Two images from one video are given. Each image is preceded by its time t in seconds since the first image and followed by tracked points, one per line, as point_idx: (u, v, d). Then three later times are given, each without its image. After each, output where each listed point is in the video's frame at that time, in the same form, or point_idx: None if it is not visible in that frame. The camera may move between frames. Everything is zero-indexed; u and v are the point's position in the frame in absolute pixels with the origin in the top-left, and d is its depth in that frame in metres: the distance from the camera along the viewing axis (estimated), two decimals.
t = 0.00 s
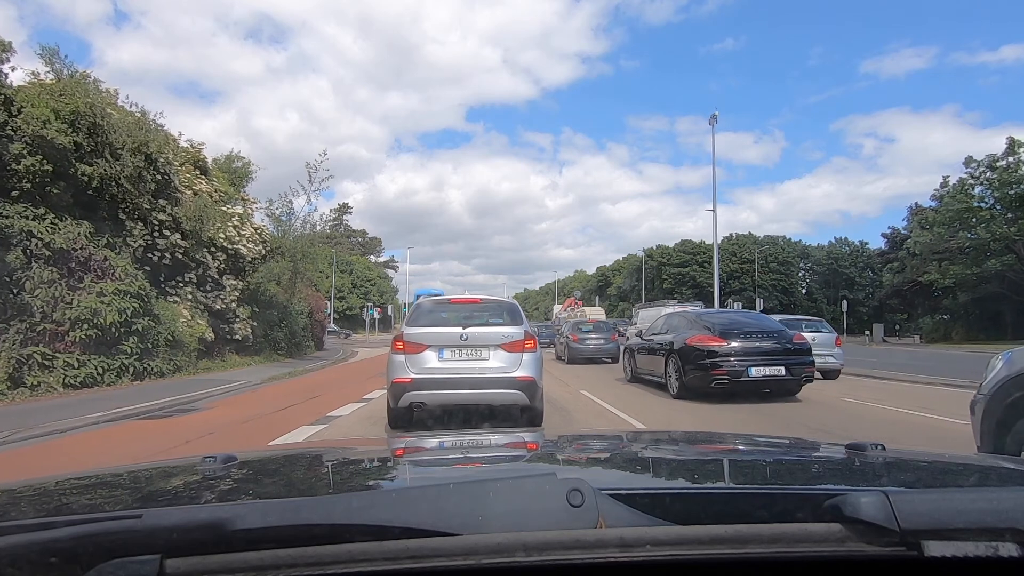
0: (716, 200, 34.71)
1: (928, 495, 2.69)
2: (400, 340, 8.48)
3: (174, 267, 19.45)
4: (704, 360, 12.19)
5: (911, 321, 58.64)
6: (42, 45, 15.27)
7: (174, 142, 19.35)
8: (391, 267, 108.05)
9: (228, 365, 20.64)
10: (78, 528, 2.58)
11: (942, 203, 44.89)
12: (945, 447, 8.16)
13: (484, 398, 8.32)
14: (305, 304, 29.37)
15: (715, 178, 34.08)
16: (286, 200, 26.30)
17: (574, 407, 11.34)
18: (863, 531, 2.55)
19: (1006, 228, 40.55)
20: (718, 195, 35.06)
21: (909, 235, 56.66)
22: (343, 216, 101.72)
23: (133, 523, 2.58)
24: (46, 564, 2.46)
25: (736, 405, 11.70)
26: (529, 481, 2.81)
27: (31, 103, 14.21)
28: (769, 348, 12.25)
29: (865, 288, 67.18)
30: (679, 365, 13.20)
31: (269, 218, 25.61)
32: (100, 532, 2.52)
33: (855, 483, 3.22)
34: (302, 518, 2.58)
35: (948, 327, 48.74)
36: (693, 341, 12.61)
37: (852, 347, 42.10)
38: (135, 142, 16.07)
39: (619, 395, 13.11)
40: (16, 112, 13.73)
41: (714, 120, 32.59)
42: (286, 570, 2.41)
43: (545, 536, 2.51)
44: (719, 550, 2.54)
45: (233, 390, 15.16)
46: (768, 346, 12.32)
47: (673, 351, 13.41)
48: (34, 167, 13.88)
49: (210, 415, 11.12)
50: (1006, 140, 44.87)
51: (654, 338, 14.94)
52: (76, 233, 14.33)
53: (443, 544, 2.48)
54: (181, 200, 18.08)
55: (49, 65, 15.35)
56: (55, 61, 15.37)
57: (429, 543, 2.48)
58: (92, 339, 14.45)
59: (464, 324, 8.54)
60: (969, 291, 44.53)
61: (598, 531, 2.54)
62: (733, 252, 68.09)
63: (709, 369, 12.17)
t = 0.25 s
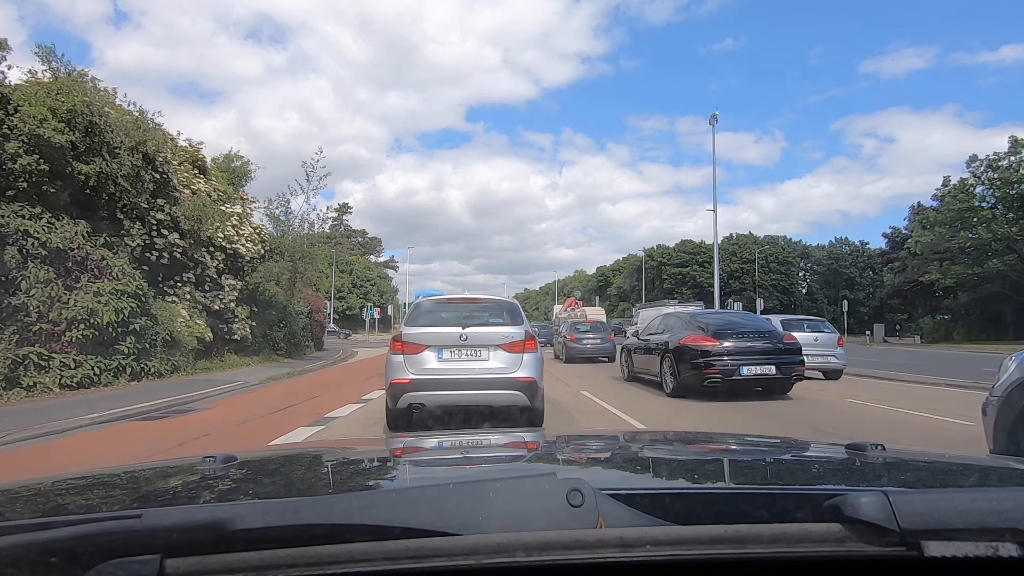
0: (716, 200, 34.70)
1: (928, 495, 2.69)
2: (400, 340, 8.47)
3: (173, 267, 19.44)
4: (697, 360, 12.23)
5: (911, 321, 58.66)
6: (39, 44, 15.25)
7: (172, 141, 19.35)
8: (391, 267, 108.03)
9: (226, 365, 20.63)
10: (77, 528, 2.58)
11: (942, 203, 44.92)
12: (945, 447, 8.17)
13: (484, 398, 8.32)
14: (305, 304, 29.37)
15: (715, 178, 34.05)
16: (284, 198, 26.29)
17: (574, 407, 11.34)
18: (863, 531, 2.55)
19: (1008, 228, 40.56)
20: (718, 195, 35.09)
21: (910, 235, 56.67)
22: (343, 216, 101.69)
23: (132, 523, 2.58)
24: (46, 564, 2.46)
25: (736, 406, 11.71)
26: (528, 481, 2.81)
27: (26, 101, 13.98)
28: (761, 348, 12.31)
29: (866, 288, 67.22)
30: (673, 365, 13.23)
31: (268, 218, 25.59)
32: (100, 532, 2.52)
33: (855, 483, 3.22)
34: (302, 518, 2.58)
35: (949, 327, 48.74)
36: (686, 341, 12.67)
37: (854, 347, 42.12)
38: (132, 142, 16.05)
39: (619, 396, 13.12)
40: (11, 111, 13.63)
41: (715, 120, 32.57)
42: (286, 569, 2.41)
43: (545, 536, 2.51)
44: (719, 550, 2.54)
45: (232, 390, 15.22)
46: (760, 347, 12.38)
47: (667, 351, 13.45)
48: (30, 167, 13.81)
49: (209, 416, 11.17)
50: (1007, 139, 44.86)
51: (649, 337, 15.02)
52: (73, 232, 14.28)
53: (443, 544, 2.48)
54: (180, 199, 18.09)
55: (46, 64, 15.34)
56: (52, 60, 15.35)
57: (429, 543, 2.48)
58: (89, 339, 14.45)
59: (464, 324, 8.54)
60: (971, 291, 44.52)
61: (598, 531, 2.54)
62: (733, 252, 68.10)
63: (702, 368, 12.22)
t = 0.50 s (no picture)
0: (717, 200, 34.66)
1: (929, 495, 2.69)
2: (399, 340, 8.47)
3: (170, 267, 19.45)
4: (688, 359, 12.31)
5: (912, 321, 58.64)
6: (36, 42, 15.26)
7: (170, 141, 19.35)
8: (390, 267, 108.03)
9: (224, 365, 20.64)
10: (77, 528, 2.58)
11: (944, 203, 44.89)
12: (945, 447, 8.18)
13: (483, 399, 8.32)
14: (304, 304, 29.36)
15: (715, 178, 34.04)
16: (281, 197, 26.28)
17: (574, 407, 11.35)
18: (863, 530, 2.55)
19: (1009, 228, 40.54)
20: (718, 195, 35.08)
21: (911, 234, 56.66)
22: (343, 216, 101.67)
23: (132, 523, 2.58)
24: (46, 564, 2.46)
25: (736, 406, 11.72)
26: (528, 481, 2.80)
27: (23, 99, 14.03)
28: (751, 348, 12.41)
29: (866, 288, 67.23)
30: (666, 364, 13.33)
31: (267, 217, 25.59)
32: (100, 532, 2.52)
33: (854, 483, 3.22)
34: (301, 518, 2.58)
35: (950, 327, 48.71)
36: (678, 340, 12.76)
37: (855, 347, 42.09)
38: (130, 142, 16.01)
39: (618, 396, 13.12)
40: (7, 109, 13.62)
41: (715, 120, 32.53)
42: (285, 569, 2.41)
43: (545, 536, 2.51)
44: (719, 550, 2.54)
45: (230, 390, 15.25)
46: (750, 346, 12.49)
47: (660, 350, 13.55)
48: (27, 165, 13.81)
49: (206, 416, 11.20)
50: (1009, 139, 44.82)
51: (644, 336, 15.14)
52: (69, 232, 14.28)
53: (443, 544, 2.48)
54: (178, 199, 18.09)
55: (43, 62, 15.34)
56: (49, 58, 15.37)
57: (429, 543, 2.48)
58: (85, 339, 14.44)
59: (464, 324, 8.53)
60: (972, 291, 44.48)
61: (598, 531, 2.54)
62: (734, 252, 68.09)
63: (693, 367, 12.30)
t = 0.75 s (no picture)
0: (716, 200, 34.62)
1: (929, 495, 2.69)
2: (397, 341, 8.48)
3: (168, 266, 19.44)
4: (678, 358, 12.43)
5: (912, 321, 58.62)
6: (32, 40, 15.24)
7: (168, 139, 19.36)
8: (390, 267, 108.00)
9: (222, 365, 20.63)
10: (77, 527, 2.58)
11: (945, 203, 44.85)
12: (944, 447, 8.18)
13: (483, 400, 8.32)
14: (304, 304, 29.37)
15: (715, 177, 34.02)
16: (280, 196, 26.27)
17: (574, 407, 11.39)
18: (863, 530, 2.55)
19: (1011, 228, 40.51)
20: (718, 194, 35.08)
21: (912, 234, 56.65)
22: (343, 216, 101.66)
23: (133, 523, 2.57)
24: (46, 564, 2.47)
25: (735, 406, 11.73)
26: (528, 481, 2.80)
27: (20, 97, 13.99)
28: (739, 348, 12.53)
29: (867, 287, 67.23)
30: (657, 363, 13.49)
31: (266, 216, 25.59)
32: (99, 531, 2.52)
33: (854, 482, 3.22)
34: (302, 517, 2.58)
35: (951, 327, 48.70)
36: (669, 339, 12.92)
37: (856, 347, 42.07)
38: (127, 141, 15.97)
39: (618, 396, 13.13)
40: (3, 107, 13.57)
41: (715, 120, 32.53)
42: (285, 570, 2.41)
43: (545, 536, 2.51)
44: (719, 550, 2.54)
45: (227, 390, 15.26)
46: (739, 346, 12.62)
47: (652, 349, 13.71)
48: (23, 163, 13.75)
49: (203, 417, 11.21)
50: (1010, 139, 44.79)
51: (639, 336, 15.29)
52: (66, 231, 14.31)
53: (443, 544, 2.48)
54: (176, 198, 18.08)
55: (39, 60, 15.34)
56: (45, 55, 15.36)
57: (429, 543, 2.48)
58: (81, 339, 14.43)
59: (463, 324, 8.53)
60: (973, 291, 44.45)
61: (598, 530, 2.54)
62: (734, 252, 68.08)
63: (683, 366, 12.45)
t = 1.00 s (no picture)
0: (717, 200, 34.62)
1: (928, 495, 2.69)
2: (395, 341, 8.49)
3: (166, 266, 19.46)
4: (666, 356, 12.99)
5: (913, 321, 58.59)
6: (28, 37, 15.23)
7: (166, 138, 19.35)
8: (390, 267, 107.97)
9: (219, 365, 20.65)
10: (78, 528, 2.58)
11: (947, 202, 44.83)
12: (944, 447, 8.18)
13: (483, 400, 8.32)
14: (303, 304, 29.37)
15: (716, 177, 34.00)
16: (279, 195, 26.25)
17: (574, 407, 11.42)
18: (863, 531, 2.55)
19: (1012, 227, 40.49)
20: (719, 194, 35.08)
21: (913, 234, 56.62)
22: (343, 216, 101.63)
23: (133, 523, 2.58)
24: (46, 564, 2.46)
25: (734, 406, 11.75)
26: (528, 481, 2.81)
27: (16, 95, 14.01)
28: (726, 347, 13.07)
29: (867, 287, 67.20)
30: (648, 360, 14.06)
31: (265, 216, 25.59)
32: (99, 531, 2.52)
33: (854, 482, 3.23)
34: (302, 518, 2.58)
35: (952, 327, 48.65)
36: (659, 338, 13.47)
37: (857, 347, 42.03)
38: (125, 139, 15.94)
39: (618, 396, 13.12)
40: None
41: (716, 119, 32.47)
42: (286, 570, 2.41)
43: (545, 535, 2.51)
44: (719, 550, 2.54)
45: (224, 391, 15.25)
46: (725, 346, 13.18)
47: (643, 348, 14.27)
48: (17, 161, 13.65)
49: (201, 418, 11.21)
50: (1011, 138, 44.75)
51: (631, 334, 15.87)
52: (61, 230, 14.33)
53: (443, 544, 2.48)
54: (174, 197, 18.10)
55: (36, 58, 15.35)
56: (42, 53, 15.36)
57: (429, 543, 2.48)
58: (77, 339, 14.41)
59: (463, 324, 8.53)
60: (975, 291, 44.39)
61: (598, 530, 2.54)
62: (734, 252, 68.09)
63: (672, 364, 13.01)
